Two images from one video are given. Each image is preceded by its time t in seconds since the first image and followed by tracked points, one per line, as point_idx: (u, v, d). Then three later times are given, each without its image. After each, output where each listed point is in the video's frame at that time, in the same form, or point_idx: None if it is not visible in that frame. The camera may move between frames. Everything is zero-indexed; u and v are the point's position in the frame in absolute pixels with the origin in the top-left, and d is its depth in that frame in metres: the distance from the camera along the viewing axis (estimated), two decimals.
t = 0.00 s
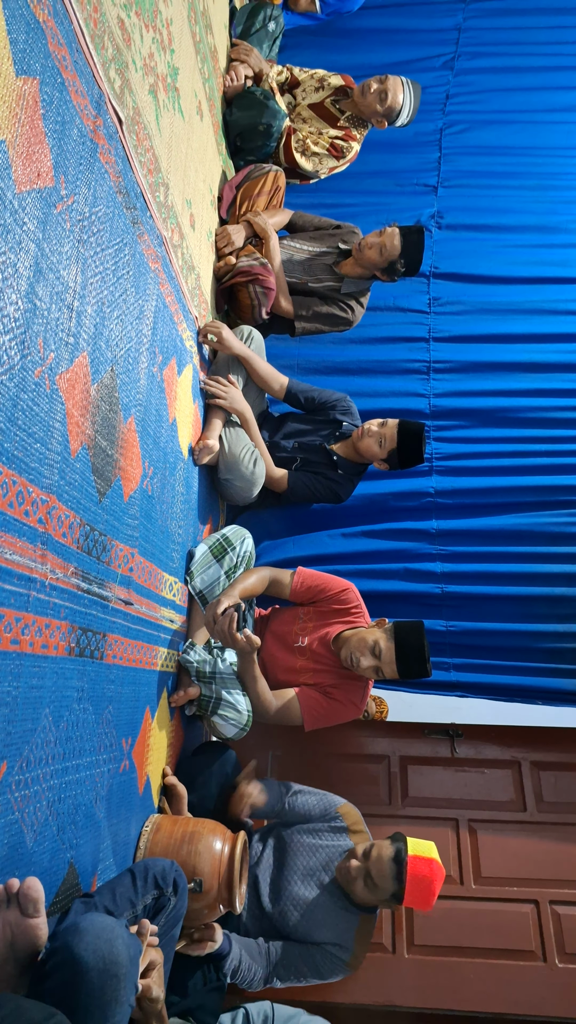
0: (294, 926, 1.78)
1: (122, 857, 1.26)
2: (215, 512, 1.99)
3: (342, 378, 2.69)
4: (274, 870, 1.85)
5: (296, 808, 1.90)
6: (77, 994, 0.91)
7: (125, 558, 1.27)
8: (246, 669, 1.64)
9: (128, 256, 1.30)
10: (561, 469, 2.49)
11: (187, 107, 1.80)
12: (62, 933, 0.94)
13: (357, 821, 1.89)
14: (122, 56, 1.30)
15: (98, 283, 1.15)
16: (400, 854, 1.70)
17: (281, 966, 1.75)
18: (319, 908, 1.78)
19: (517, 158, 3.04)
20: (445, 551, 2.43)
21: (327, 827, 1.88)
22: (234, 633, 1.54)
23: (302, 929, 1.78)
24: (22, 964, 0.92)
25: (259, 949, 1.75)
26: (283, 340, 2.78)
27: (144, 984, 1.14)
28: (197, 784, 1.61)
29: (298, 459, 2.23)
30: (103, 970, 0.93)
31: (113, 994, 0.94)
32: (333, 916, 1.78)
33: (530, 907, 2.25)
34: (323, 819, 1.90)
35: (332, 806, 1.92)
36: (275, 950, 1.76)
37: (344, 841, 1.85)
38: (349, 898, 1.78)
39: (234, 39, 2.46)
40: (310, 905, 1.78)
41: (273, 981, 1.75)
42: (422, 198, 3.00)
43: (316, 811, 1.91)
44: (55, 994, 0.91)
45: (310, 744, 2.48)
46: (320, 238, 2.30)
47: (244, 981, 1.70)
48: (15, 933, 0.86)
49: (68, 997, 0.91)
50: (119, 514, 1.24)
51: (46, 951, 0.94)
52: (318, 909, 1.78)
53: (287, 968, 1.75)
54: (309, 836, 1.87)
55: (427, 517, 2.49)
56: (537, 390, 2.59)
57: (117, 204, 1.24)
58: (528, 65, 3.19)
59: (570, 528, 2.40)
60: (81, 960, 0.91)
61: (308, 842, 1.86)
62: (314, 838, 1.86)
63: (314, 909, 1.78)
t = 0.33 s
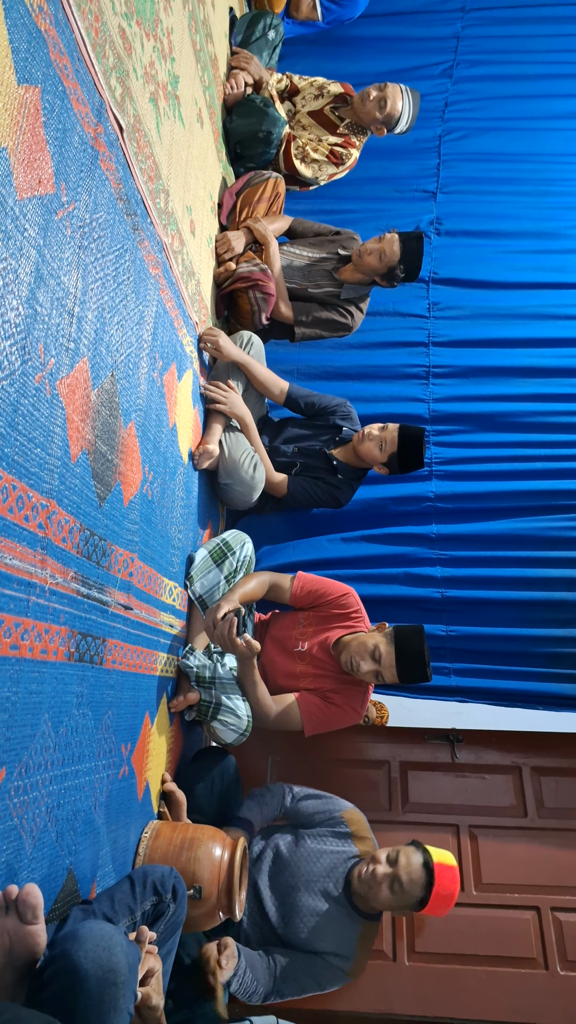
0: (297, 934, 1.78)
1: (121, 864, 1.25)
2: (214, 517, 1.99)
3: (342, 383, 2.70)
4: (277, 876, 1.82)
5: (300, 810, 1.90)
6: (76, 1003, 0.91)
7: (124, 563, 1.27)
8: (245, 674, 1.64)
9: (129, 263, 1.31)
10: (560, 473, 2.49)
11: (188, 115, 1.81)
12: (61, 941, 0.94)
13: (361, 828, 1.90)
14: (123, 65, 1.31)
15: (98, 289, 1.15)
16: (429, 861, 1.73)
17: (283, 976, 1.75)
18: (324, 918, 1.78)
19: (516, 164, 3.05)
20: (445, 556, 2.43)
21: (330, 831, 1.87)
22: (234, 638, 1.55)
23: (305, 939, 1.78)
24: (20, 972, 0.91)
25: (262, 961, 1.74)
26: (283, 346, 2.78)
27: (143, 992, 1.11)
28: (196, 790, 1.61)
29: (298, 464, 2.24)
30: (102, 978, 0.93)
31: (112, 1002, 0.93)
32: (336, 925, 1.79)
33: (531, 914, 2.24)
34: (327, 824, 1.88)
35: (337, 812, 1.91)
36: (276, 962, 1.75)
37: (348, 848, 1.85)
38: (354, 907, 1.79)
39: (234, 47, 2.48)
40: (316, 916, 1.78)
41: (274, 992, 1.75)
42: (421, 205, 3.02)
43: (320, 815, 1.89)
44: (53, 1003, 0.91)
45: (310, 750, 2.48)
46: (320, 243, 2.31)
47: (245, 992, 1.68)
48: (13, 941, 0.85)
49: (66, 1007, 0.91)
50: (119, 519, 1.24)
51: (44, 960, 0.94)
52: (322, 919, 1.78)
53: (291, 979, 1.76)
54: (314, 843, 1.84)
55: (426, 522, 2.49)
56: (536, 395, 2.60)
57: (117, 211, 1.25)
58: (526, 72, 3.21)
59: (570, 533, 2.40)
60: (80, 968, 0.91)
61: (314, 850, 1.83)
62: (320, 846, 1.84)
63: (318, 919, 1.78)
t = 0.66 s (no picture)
0: (296, 940, 1.77)
1: (120, 868, 1.25)
2: (213, 520, 1.99)
3: (342, 386, 2.70)
4: (276, 881, 1.83)
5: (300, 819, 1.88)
6: (74, 1010, 0.90)
7: (124, 566, 1.27)
8: (245, 677, 1.64)
9: (129, 266, 1.31)
10: (560, 477, 2.49)
11: (188, 119, 1.82)
12: (59, 946, 0.93)
13: (359, 833, 1.89)
14: (123, 69, 1.31)
15: (99, 292, 1.16)
16: (423, 867, 1.69)
17: (283, 982, 1.73)
18: (322, 922, 1.78)
19: (515, 169, 3.06)
20: (444, 560, 2.43)
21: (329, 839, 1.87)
22: (233, 642, 1.55)
23: (304, 944, 1.77)
24: (18, 977, 0.91)
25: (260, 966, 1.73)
26: (283, 349, 2.78)
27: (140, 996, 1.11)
28: (195, 794, 1.61)
29: (297, 467, 2.24)
30: (101, 984, 0.92)
31: (111, 1008, 0.93)
32: (335, 930, 1.78)
33: (531, 919, 2.24)
34: (325, 833, 1.88)
35: (333, 818, 1.91)
36: (276, 968, 1.74)
37: (346, 853, 1.85)
38: (352, 913, 1.79)
39: (234, 52, 2.49)
40: (314, 920, 1.78)
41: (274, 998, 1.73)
42: (421, 209, 3.02)
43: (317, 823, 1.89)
44: (51, 1010, 0.90)
45: (310, 754, 2.47)
46: (320, 247, 2.31)
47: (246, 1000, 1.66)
48: (11, 944, 0.85)
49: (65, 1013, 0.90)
50: (118, 523, 1.24)
51: (43, 965, 0.93)
52: (321, 924, 1.78)
53: (290, 986, 1.74)
54: (310, 850, 1.85)
55: (426, 526, 2.49)
56: (536, 399, 2.60)
57: (117, 215, 1.25)
58: (525, 78, 3.22)
59: (569, 537, 2.40)
60: (79, 974, 0.90)
61: (311, 856, 1.84)
62: (316, 853, 1.85)
63: (317, 924, 1.78)
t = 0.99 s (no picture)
0: (293, 946, 1.77)
1: (119, 873, 1.25)
2: (212, 524, 1.98)
3: (341, 391, 2.71)
4: (274, 886, 1.83)
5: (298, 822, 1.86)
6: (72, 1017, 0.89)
7: (124, 571, 1.27)
8: (244, 683, 1.64)
9: (129, 272, 1.32)
10: (560, 482, 2.50)
11: (188, 125, 1.83)
12: (58, 952, 0.93)
13: (358, 839, 1.86)
14: (124, 77, 1.32)
15: (99, 298, 1.16)
16: (421, 883, 1.69)
17: (280, 989, 1.73)
18: (320, 929, 1.77)
19: (514, 176, 3.07)
20: (444, 564, 2.43)
21: (326, 844, 1.85)
22: (233, 647, 1.55)
23: (301, 950, 1.76)
24: (16, 984, 0.90)
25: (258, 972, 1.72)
26: (282, 354, 2.79)
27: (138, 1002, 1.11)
28: (195, 799, 1.61)
29: (297, 472, 2.24)
30: (100, 991, 0.92)
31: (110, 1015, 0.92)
32: (333, 937, 1.77)
33: (532, 925, 2.23)
34: (324, 838, 1.86)
35: (332, 823, 1.87)
36: (272, 974, 1.74)
37: (345, 859, 1.83)
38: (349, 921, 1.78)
39: (234, 59, 2.50)
40: (311, 926, 1.77)
41: (271, 1003, 1.73)
42: (420, 215, 3.04)
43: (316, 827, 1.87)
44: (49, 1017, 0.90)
45: (310, 759, 2.47)
46: (319, 253, 2.32)
47: (243, 1007, 1.64)
48: (10, 952, 0.85)
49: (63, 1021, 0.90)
50: (118, 527, 1.24)
51: (41, 972, 0.93)
52: (318, 930, 1.77)
53: (287, 993, 1.73)
54: (310, 855, 1.84)
55: (426, 530, 2.49)
56: (535, 404, 2.61)
57: (118, 221, 1.26)
58: (524, 85, 3.24)
59: (569, 542, 2.40)
60: (78, 980, 0.90)
61: (310, 861, 1.83)
62: (315, 859, 1.83)
63: (314, 930, 1.77)
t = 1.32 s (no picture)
0: (293, 950, 1.76)
1: (117, 878, 1.24)
2: (212, 528, 1.98)
3: (342, 396, 2.71)
4: (274, 888, 1.82)
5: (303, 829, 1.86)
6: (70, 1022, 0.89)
7: (123, 574, 1.27)
8: (243, 687, 1.64)
9: (130, 276, 1.32)
10: (559, 487, 2.50)
11: (190, 130, 1.83)
12: (55, 956, 0.93)
13: (361, 847, 1.85)
14: (126, 82, 1.32)
15: (100, 301, 1.16)
16: (429, 872, 1.72)
17: (280, 993, 1.71)
18: (320, 933, 1.76)
19: (515, 182, 3.08)
20: (444, 569, 2.43)
21: (331, 852, 1.83)
22: (232, 650, 1.55)
23: (301, 955, 1.75)
24: (13, 989, 0.90)
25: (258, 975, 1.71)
26: (283, 358, 2.79)
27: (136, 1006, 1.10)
28: (194, 803, 1.61)
29: (298, 476, 2.23)
30: (97, 995, 0.91)
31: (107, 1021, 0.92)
32: (333, 942, 1.76)
33: (531, 932, 2.22)
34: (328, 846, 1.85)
35: (337, 831, 1.87)
36: (274, 979, 1.72)
37: (348, 866, 1.82)
38: (352, 924, 1.77)
39: (236, 64, 2.51)
40: (311, 931, 1.76)
41: (270, 1009, 1.71)
42: (420, 221, 3.04)
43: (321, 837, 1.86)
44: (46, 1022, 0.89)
45: (308, 764, 2.46)
46: (320, 258, 2.33)
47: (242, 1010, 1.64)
48: (6, 956, 0.84)
49: None
50: (118, 531, 1.24)
51: (38, 976, 0.92)
52: (318, 935, 1.76)
53: (287, 998, 1.72)
54: (312, 861, 1.83)
55: (425, 535, 2.49)
56: (535, 409, 2.61)
57: (120, 225, 1.26)
58: (525, 92, 3.25)
59: (569, 547, 2.40)
60: (75, 985, 0.90)
61: (313, 867, 1.82)
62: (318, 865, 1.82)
63: (314, 934, 1.76)
